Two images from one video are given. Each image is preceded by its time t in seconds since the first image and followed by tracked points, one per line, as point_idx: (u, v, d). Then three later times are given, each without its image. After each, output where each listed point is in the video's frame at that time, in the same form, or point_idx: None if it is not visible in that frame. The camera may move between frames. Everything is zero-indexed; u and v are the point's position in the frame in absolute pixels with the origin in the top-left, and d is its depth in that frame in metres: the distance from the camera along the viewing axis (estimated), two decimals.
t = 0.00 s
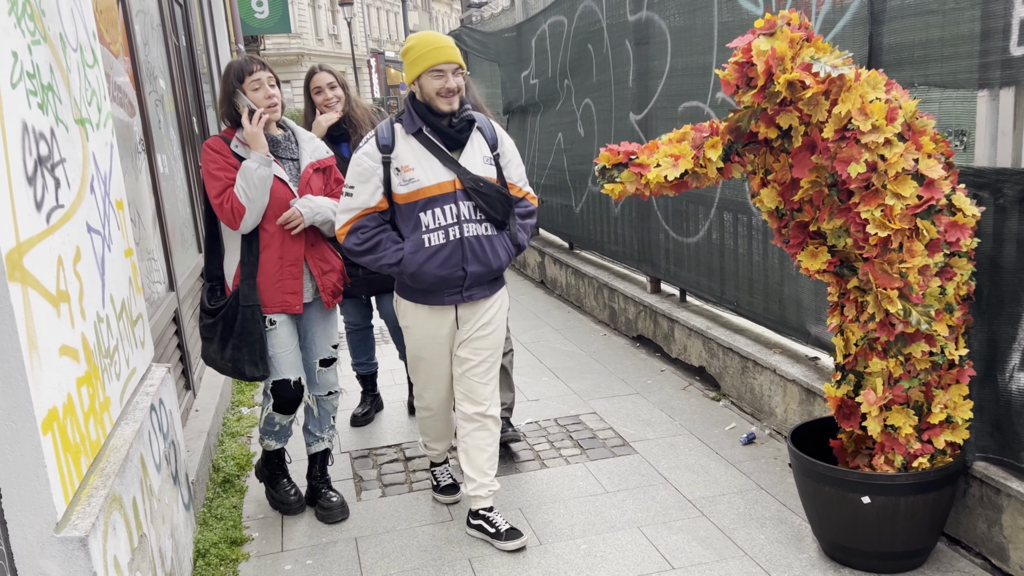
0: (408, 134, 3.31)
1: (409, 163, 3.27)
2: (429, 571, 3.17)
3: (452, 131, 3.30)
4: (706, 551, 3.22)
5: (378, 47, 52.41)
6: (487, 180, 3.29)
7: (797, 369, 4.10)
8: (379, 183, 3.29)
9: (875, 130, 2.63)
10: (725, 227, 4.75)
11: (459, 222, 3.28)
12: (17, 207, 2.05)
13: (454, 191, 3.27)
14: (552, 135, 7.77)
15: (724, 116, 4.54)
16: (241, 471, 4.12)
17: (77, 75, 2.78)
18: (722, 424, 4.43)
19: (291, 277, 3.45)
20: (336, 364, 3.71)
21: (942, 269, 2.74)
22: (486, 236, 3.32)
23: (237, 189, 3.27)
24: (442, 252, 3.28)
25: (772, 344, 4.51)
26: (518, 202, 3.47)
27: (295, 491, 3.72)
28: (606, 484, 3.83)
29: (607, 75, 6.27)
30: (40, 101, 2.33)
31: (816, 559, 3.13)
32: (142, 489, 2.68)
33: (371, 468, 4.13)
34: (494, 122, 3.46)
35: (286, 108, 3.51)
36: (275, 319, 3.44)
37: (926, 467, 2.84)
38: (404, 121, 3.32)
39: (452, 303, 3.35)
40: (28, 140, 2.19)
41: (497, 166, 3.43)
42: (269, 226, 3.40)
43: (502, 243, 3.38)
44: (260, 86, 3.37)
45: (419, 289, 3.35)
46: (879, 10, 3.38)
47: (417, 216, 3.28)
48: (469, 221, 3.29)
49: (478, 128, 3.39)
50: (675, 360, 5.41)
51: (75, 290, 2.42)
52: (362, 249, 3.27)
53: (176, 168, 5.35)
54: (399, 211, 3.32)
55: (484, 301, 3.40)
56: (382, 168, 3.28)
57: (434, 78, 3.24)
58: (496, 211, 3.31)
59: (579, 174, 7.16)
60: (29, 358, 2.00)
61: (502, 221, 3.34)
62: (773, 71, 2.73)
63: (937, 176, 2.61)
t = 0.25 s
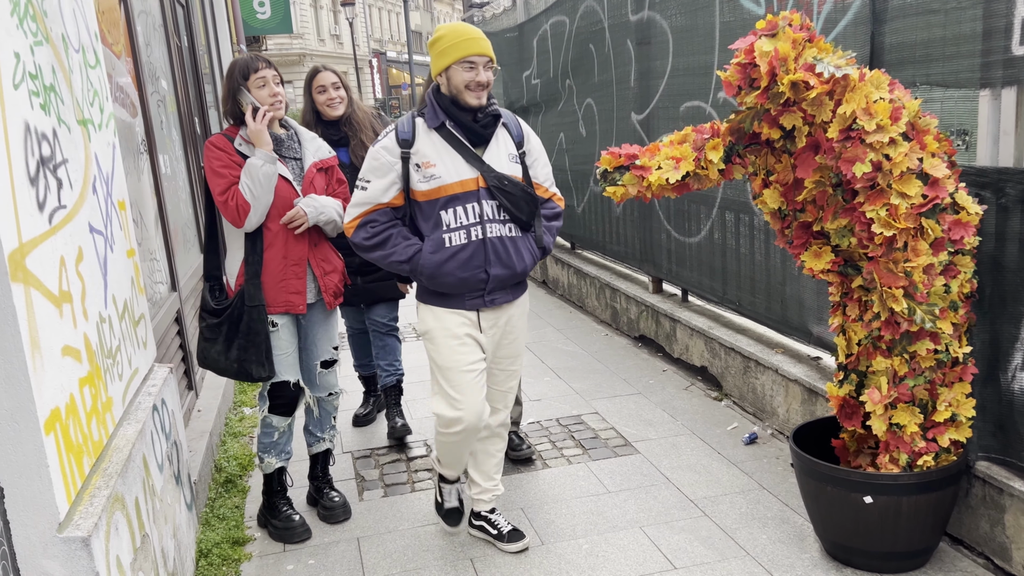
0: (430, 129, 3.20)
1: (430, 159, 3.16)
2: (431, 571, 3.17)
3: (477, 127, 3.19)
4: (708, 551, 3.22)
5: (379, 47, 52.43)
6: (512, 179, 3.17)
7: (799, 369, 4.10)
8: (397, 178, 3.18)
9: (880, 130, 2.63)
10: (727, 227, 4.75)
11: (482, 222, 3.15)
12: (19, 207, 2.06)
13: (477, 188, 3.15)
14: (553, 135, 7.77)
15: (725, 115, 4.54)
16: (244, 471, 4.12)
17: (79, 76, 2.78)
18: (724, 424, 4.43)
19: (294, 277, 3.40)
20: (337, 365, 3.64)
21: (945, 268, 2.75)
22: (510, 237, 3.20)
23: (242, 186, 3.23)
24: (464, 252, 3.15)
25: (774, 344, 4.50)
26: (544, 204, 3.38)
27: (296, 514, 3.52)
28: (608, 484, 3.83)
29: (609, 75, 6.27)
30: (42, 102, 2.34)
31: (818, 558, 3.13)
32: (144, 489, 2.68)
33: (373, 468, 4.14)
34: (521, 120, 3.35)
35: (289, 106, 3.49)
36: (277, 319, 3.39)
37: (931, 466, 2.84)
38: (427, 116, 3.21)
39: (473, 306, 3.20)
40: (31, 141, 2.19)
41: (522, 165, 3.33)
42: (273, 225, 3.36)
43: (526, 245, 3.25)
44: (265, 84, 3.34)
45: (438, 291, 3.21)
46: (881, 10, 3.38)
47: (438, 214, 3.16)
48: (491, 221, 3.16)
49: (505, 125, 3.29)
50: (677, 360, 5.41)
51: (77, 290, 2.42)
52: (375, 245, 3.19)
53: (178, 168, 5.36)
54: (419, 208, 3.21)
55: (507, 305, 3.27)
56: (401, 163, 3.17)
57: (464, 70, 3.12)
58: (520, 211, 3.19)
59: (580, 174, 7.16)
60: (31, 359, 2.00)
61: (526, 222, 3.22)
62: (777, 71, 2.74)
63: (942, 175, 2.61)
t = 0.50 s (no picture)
0: (457, 132, 3.05)
1: (460, 164, 3.02)
2: (433, 571, 3.18)
3: (508, 130, 3.07)
4: (710, 551, 3.22)
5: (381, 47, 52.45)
6: (542, 184, 3.07)
7: (801, 369, 4.10)
8: (422, 184, 3.02)
9: (885, 127, 2.63)
10: (729, 227, 4.75)
11: (513, 229, 3.03)
12: (21, 206, 2.06)
13: (507, 194, 3.03)
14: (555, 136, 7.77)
15: (727, 115, 4.53)
16: (246, 471, 4.13)
17: (81, 76, 2.78)
18: (726, 424, 4.43)
19: (287, 279, 3.38)
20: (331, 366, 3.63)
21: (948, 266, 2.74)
22: (539, 245, 3.09)
23: (235, 186, 3.21)
24: (493, 260, 3.01)
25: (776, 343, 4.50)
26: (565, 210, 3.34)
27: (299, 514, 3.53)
28: (610, 484, 3.83)
29: (610, 75, 6.27)
30: (45, 102, 2.34)
31: (820, 558, 3.13)
32: (147, 489, 2.68)
33: (375, 468, 4.14)
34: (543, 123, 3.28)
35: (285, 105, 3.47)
36: (269, 322, 3.37)
37: (936, 465, 2.84)
38: (454, 118, 3.06)
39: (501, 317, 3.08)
40: (33, 141, 2.19)
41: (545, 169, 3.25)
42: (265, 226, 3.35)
43: (553, 252, 3.16)
44: (263, 82, 3.33)
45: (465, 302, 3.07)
46: (883, 10, 3.38)
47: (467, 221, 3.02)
48: (523, 228, 3.04)
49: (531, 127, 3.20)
50: (679, 360, 5.41)
51: (80, 291, 2.42)
52: (400, 254, 3.03)
53: (180, 168, 5.37)
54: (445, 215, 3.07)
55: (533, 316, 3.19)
56: (427, 168, 3.02)
57: (496, 70, 3.00)
58: (550, 218, 3.09)
59: (582, 174, 7.16)
60: (34, 359, 2.00)
61: (554, 230, 3.13)
62: (782, 66, 2.74)
63: (945, 174, 2.60)
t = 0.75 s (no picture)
0: (483, 129, 2.77)
1: (491, 163, 2.73)
2: (434, 571, 3.18)
3: (537, 123, 2.81)
4: (712, 551, 3.22)
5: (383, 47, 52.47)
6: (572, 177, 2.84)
7: (804, 368, 4.10)
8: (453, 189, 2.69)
9: (891, 126, 2.63)
10: (731, 227, 4.75)
11: (552, 227, 2.77)
12: (24, 206, 2.06)
13: (541, 191, 2.78)
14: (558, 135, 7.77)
15: (729, 115, 4.53)
16: (248, 471, 4.13)
17: (83, 76, 2.78)
18: (728, 423, 4.42)
19: (277, 282, 3.36)
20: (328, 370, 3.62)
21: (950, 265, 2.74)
22: (575, 241, 2.86)
23: (224, 187, 3.19)
24: (535, 262, 2.74)
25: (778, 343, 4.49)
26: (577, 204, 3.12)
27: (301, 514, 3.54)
28: (612, 484, 3.83)
29: (613, 74, 6.26)
30: (47, 103, 2.34)
31: (822, 558, 3.12)
32: (149, 489, 2.69)
33: (377, 468, 4.15)
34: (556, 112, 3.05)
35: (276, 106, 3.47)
36: (259, 327, 3.36)
37: (941, 464, 2.83)
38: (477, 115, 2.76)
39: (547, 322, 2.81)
40: (35, 142, 2.20)
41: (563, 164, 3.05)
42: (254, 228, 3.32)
43: (584, 248, 2.94)
44: (258, 82, 3.33)
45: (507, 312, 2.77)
46: (884, 10, 3.37)
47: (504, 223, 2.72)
48: (560, 225, 2.80)
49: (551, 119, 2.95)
50: (681, 360, 5.40)
51: (82, 291, 2.43)
52: (438, 268, 2.67)
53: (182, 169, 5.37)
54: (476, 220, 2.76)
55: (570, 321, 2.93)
56: (457, 171, 2.70)
57: (533, 63, 2.73)
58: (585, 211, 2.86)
59: (584, 174, 7.16)
60: (36, 359, 2.00)
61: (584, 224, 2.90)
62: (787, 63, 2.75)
63: (949, 173, 2.62)
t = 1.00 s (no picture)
0: (524, 127, 2.55)
1: (535, 162, 2.52)
2: (436, 570, 3.18)
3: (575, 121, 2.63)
4: (714, 550, 3.21)
5: (385, 47, 52.50)
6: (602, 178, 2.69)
7: (806, 368, 4.10)
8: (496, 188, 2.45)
9: (897, 125, 2.62)
10: (733, 226, 4.74)
11: (587, 231, 2.60)
12: (27, 205, 2.07)
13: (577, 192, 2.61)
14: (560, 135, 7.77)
15: (732, 114, 4.52)
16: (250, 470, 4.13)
17: (86, 76, 2.79)
18: (730, 423, 4.42)
19: (276, 286, 3.35)
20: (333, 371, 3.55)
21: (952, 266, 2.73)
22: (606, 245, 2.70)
23: (223, 191, 3.18)
24: (574, 268, 2.56)
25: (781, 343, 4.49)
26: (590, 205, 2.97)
27: (304, 514, 3.54)
28: (614, 484, 3.83)
29: (615, 74, 6.26)
30: (49, 102, 2.34)
31: (825, 558, 3.12)
32: (151, 488, 2.69)
33: (378, 467, 4.15)
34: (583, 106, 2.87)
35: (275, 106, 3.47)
36: (258, 330, 3.36)
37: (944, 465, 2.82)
38: (516, 111, 2.55)
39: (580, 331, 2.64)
40: (38, 141, 2.20)
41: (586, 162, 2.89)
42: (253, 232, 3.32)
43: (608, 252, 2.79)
44: (257, 82, 3.33)
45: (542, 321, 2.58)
46: (887, 9, 3.36)
47: (545, 227, 2.52)
48: (595, 229, 2.63)
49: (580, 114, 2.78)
50: (683, 359, 5.40)
51: (85, 290, 2.43)
52: (478, 272, 2.42)
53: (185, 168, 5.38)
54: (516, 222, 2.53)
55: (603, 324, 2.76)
56: (501, 170, 2.46)
57: (572, 57, 2.58)
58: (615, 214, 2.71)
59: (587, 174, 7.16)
60: (39, 358, 2.00)
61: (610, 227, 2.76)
62: (783, 62, 2.74)
63: (953, 175, 2.61)
